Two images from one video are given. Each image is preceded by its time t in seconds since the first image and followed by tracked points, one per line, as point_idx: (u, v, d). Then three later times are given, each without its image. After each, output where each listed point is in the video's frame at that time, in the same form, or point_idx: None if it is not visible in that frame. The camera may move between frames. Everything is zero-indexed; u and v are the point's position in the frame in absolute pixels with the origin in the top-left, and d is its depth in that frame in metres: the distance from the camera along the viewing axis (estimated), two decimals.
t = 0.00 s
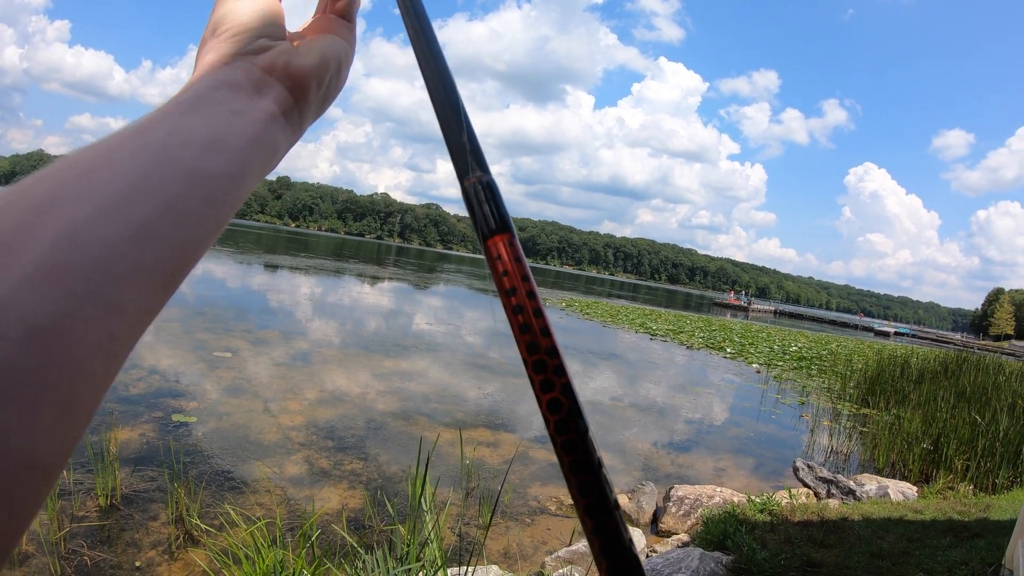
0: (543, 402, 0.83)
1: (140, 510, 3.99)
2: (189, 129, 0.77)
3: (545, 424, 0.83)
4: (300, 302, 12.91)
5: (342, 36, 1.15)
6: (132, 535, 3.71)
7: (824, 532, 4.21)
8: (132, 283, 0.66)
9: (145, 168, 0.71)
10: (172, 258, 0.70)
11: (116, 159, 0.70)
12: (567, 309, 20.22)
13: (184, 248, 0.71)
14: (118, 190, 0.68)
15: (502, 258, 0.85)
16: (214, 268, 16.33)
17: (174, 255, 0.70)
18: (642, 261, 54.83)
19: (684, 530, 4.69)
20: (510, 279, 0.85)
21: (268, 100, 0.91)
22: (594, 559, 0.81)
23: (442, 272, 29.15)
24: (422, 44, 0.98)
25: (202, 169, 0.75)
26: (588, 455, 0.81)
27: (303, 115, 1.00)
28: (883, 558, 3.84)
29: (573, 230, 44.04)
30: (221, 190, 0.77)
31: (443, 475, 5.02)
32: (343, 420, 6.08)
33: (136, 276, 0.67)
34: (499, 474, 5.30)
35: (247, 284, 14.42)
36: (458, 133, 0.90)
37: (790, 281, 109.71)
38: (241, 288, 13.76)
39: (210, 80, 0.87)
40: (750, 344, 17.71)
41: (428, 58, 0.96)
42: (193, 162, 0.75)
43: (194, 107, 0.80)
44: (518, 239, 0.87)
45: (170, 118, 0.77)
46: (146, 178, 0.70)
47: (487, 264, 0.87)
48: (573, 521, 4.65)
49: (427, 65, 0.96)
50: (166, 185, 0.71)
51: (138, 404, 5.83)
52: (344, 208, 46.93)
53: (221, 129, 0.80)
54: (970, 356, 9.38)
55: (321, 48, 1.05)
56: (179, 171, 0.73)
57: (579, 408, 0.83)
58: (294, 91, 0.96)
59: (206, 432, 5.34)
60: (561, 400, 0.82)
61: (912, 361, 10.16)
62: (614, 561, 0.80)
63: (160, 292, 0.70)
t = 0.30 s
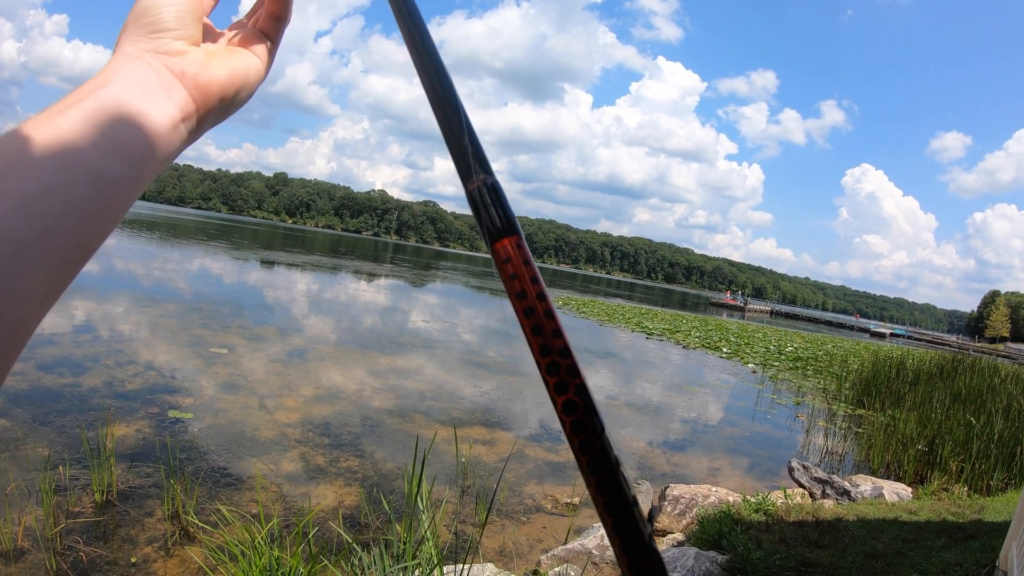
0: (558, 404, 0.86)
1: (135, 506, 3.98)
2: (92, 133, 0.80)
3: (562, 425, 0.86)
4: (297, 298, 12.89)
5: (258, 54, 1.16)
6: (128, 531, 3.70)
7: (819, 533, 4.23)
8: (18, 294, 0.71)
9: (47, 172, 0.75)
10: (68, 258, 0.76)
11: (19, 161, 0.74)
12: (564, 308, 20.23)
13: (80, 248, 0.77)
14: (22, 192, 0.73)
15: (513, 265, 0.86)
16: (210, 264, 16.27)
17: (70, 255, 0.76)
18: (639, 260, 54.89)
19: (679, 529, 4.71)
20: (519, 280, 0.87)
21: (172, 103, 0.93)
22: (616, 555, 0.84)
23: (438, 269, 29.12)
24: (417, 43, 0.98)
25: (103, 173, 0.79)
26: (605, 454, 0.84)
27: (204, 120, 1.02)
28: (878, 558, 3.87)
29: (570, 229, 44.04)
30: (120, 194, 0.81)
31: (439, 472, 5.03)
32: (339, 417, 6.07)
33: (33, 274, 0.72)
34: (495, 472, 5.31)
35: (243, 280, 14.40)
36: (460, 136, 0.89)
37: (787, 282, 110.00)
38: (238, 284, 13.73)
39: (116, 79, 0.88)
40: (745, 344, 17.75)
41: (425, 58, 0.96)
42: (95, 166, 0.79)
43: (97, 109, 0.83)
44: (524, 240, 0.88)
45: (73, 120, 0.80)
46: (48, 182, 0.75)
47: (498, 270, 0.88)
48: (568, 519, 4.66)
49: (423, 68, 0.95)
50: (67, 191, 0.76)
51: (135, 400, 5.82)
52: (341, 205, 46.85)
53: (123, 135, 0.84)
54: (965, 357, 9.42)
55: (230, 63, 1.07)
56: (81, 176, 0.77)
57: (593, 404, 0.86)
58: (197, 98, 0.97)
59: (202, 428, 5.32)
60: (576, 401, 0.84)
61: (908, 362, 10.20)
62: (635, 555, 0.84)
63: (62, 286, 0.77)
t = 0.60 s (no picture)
0: (587, 409, 0.88)
1: (138, 504, 3.99)
2: (80, 122, 0.83)
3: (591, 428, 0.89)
4: (299, 298, 12.91)
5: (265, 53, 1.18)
6: (130, 529, 3.71)
7: (822, 536, 4.21)
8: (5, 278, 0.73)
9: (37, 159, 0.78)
10: (55, 243, 0.78)
11: (13, 145, 0.76)
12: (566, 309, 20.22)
13: (64, 236, 0.79)
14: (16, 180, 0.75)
15: (540, 272, 0.88)
16: (213, 262, 16.31)
17: (54, 241, 0.78)
18: (642, 261, 54.84)
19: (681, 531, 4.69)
20: (545, 285, 0.88)
21: (168, 91, 0.95)
22: (646, 556, 0.88)
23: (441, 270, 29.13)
24: (436, 49, 0.98)
25: (87, 161, 0.82)
26: (635, 456, 0.86)
27: (201, 110, 1.05)
28: (880, 561, 3.85)
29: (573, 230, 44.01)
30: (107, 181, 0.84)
31: (441, 473, 5.04)
32: (341, 417, 6.08)
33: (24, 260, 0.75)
34: (497, 473, 5.31)
35: (246, 279, 14.42)
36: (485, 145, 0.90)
37: (790, 284, 109.76)
38: (241, 283, 13.75)
39: (112, 66, 0.90)
40: (748, 346, 17.71)
41: (446, 65, 0.96)
42: (84, 154, 0.82)
43: (92, 99, 0.85)
44: (549, 244, 0.90)
45: (68, 107, 0.83)
46: (39, 167, 0.77)
47: (524, 278, 0.89)
48: (570, 520, 4.66)
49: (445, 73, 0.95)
50: (56, 177, 0.78)
51: (138, 398, 5.84)
52: (344, 204, 46.92)
53: (116, 125, 0.87)
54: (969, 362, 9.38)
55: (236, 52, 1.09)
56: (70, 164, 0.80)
57: (621, 408, 0.88)
58: (194, 88, 0.99)
59: (204, 427, 5.33)
60: (605, 404, 0.87)
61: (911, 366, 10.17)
62: (666, 554, 0.87)
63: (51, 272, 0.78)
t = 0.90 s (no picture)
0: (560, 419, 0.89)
1: (140, 504, 4.00)
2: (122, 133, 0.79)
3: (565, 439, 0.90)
4: (303, 299, 12.93)
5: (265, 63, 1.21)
6: (132, 529, 3.72)
7: (824, 540, 4.20)
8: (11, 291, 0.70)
9: (68, 172, 0.73)
10: (65, 257, 0.75)
11: (56, 153, 0.72)
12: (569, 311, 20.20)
13: (79, 248, 0.76)
14: (29, 194, 0.70)
15: (514, 284, 0.90)
16: (217, 263, 16.36)
17: (70, 255, 0.75)
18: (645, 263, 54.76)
19: (684, 534, 4.68)
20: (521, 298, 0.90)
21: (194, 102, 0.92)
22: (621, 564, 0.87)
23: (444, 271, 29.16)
24: (416, 71, 1.01)
25: (115, 178, 0.79)
26: (607, 464, 0.87)
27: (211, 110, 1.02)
28: (882, 565, 3.84)
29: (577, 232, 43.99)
30: (117, 198, 0.81)
31: (443, 475, 5.05)
32: (343, 418, 6.09)
33: (23, 278, 0.71)
34: (499, 475, 5.30)
35: (250, 279, 14.46)
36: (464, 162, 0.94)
37: (793, 287, 109.46)
38: (244, 283, 13.79)
39: (156, 68, 0.85)
40: (752, 349, 17.67)
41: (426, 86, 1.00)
42: (114, 169, 0.78)
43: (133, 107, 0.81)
44: (524, 261, 0.93)
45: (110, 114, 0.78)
46: (71, 182, 0.74)
47: (499, 291, 0.92)
48: (572, 523, 4.65)
49: (429, 97, 0.98)
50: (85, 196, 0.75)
51: (141, 398, 5.85)
52: (348, 206, 47.02)
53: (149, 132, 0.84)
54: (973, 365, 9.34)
55: (256, 56, 1.05)
56: (86, 177, 0.75)
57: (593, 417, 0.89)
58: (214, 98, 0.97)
59: (207, 427, 5.35)
60: (577, 414, 0.89)
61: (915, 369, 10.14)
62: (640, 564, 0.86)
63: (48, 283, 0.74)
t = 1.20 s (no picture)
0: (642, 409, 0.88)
1: (142, 503, 4.01)
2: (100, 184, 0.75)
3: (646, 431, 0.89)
4: (304, 299, 12.94)
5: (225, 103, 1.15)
6: (134, 528, 3.72)
7: (825, 540, 4.19)
8: None
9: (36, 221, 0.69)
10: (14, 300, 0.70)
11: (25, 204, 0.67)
12: (571, 311, 20.19)
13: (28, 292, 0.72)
14: None
15: (602, 273, 0.88)
16: (219, 263, 16.38)
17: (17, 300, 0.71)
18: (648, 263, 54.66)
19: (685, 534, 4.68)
20: (608, 289, 0.89)
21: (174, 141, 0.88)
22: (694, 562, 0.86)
23: (446, 271, 29.16)
24: (502, 53, 0.99)
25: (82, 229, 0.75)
26: (691, 465, 0.86)
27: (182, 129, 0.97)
28: (884, 565, 3.83)
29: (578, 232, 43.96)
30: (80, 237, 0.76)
31: (444, 475, 5.05)
32: (345, 418, 6.09)
33: None
34: (501, 475, 5.30)
35: (252, 280, 14.47)
36: (541, 121, 0.94)
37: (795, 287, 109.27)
38: (246, 283, 13.81)
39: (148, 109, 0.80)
40: (754, 349, 17.64)
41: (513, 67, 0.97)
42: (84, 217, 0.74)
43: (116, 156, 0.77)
44: (612, 252, 0.91)
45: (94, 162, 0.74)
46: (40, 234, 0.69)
47: (586, 280, 0.90)
48: (573, 523, 4.64)
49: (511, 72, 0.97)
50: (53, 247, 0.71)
51: (143, 398, 5.86)
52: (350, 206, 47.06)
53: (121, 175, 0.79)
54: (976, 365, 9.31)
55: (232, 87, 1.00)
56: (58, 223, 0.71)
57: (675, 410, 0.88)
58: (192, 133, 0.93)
59: (209, 427, 5.35)
60: (658, 402, 0.87)
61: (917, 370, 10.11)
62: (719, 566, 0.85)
63: None
